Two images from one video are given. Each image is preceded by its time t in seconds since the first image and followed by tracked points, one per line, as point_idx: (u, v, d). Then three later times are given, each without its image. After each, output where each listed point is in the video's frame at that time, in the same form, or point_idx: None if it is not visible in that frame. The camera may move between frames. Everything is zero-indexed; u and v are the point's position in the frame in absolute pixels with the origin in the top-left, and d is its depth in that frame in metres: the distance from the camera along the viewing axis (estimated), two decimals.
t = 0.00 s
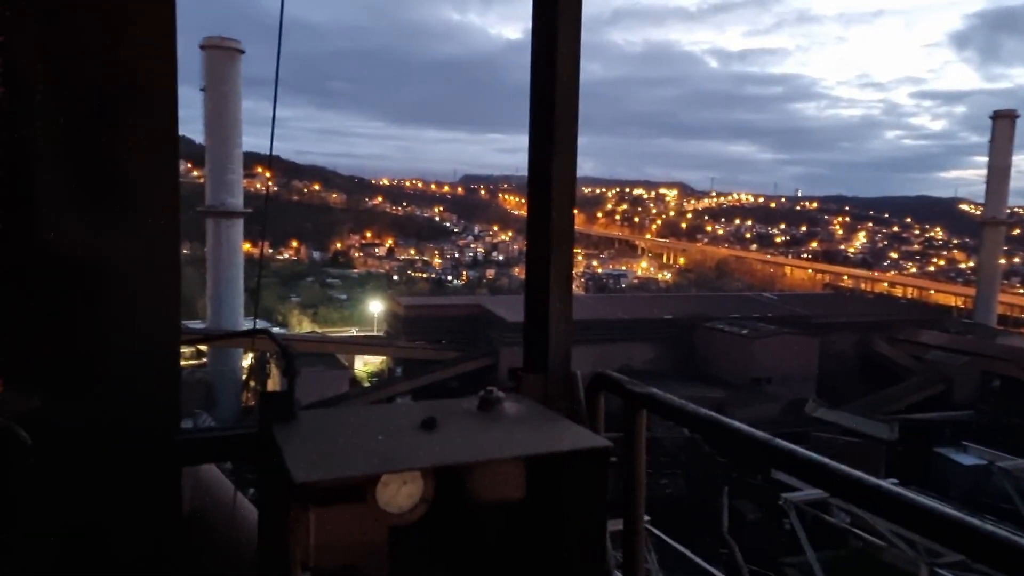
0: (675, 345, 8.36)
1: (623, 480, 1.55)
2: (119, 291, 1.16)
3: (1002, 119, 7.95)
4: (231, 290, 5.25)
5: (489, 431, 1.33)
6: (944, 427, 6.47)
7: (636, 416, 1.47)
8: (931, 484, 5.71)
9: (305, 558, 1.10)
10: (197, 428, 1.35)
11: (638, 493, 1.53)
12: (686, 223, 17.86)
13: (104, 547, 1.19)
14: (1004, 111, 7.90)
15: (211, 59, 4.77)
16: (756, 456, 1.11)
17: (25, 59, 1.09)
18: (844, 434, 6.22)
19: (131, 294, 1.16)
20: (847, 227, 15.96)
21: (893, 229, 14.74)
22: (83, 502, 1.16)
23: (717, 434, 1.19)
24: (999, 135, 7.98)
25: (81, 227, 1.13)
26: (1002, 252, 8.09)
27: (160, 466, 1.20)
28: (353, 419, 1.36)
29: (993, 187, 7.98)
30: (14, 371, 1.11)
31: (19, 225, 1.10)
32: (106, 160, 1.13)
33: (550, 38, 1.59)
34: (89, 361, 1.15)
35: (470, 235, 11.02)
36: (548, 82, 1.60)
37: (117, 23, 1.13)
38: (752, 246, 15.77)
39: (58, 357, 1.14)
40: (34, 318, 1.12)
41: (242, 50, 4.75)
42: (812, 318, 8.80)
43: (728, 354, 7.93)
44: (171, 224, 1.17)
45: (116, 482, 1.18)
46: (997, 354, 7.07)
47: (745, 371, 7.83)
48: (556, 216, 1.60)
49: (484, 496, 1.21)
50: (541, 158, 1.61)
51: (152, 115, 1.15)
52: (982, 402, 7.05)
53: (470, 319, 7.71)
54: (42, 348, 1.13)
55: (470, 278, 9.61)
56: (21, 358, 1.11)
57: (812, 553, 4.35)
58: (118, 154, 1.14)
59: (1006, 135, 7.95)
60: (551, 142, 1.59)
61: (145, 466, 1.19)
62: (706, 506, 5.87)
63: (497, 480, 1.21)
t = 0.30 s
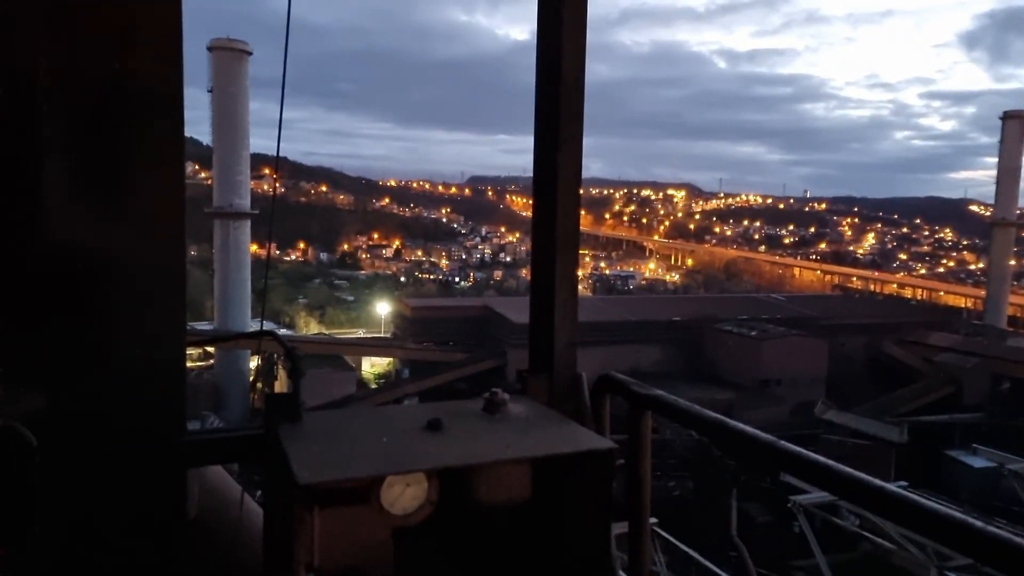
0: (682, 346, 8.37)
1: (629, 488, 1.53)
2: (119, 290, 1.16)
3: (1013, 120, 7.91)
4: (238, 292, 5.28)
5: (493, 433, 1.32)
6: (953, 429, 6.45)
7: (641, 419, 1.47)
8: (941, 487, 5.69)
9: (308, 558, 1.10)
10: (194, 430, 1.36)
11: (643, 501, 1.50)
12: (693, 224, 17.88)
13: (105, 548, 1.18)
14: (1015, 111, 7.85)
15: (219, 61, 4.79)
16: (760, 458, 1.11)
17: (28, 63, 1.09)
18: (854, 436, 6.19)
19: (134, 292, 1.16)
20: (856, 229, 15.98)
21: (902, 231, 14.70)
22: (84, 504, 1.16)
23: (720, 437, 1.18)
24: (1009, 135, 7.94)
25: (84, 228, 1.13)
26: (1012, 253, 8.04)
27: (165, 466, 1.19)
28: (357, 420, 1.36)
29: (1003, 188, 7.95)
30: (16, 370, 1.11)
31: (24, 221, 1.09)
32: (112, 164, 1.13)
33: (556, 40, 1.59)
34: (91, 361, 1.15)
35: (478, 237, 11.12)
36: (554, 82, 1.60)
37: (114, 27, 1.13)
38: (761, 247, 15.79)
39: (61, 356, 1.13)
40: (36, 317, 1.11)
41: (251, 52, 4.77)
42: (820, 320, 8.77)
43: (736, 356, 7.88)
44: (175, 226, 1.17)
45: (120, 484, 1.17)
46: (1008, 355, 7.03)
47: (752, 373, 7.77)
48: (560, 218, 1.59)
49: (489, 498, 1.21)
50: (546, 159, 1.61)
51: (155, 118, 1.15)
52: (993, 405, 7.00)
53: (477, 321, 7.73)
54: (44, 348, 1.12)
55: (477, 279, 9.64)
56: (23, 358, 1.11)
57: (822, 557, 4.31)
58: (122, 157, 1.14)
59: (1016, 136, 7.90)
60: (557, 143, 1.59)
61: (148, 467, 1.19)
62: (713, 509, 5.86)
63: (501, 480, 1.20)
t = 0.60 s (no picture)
0: (685, 348, 8.38)
1: (629, 490, 1.52)
2: (119, 292, 1.17)
3: (1015, 121, 7.89)
4: (241, 294, 5.29)
5: (492, 434, 1.33)
6: (958, 431, 6.46)
7: (640, 421, 1.47)
8: (944, 489, 5.69)
9: (308, 563, 1.09)
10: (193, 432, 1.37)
11: (643, 501, 1.50)
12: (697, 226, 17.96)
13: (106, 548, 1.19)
14: (1016, 112, 7.83)
15: (221, 63, 4.81)
16: (757, 460, 1.11)
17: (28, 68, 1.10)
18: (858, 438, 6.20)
19: (134, 295, 1.18)
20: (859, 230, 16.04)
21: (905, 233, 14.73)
22: (86, 503, 1.17)
23: (717, 437, 1.18)
24: (1011, 137, 7.94)
25: (83, 228, 1.15)
26: (1015, 255, 8.03)
27: (168, 466, 1.21)
28: (355, 422, 1.37)
29: (1006, 189, 7.96)
30: (18, 373, 1.11)
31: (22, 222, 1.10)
32: (111, 166, 1.15)
33: (555, 40, 1.59)
34: (92, 362, 1.16)
35: (482, 238, 11.15)
36: (551, 86, 1.61)
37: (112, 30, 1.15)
38: (764, 249, 15.81)
39: (64, 358, 1.14)
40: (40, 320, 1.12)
41: (253, 53, 4.79)
42: (823, 322, 8.77)
43: (739, 358, 7.88)
44: (173, 227, 1.19)
45: (121, 484, 1.19)
46: (1012, 357, 7.04)
47: (755, 374, 7.77)
48: (559, 218, 1.60)
49: (488, 499, 1.21)
50: (546, 160, 1.62)
51: (154, 120, 1.17)
52: (997, 406, 6.98)
53: (480, 322, 7.74)
54: (46, 350, 1.13)
55: (481, 280, 9.66)
56: (26, 362, 1.11)
57: (826, 559, 4.28)
58: (121, 159, 1.16)
59: (1019, 138, 7.91)
60: (555, 146, 1.60)
61: (149, 464, 1.20)
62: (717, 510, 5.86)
63: (500, 480, 1.21)
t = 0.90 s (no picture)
0: (687, 349, 8.39)
1: (627, 490, 1.53)
2: (116, 290, 1.17)
3: (1015, 123, 7.89)
4: (242, 295, 5.29)
5: (491, 434, 1.33)
6: (958, 431, 6.47)
7: (638, 420, 1.47)
8: (944, 489, 5.70)
9: (304, 562, 1.11)
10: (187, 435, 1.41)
11: (641, 500, 1.51)
12: (698, 227, 17.99)
13: (105, 550, 1.18)
14: (1017, 113, 7.83)
15: (222, 64, 4.82)
16: (759, 460, 1.10)
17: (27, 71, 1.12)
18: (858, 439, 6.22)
19: (132, 293, 1.17)
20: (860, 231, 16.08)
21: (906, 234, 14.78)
22: (84, 503, 1.16)
23: (719, 437, 1.18)
24: (1012, 138, 7.94)
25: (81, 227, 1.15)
26: (1015, 256, 8.04)
27: (168, 465, 1.20)
28: (353, 422, 1.38)
29: (1006, 190, 7.97)
30: (16, 375, 1.13)
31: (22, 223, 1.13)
32: (108, 168, 1.14)
33: (553, 38, 1.60)
34: (90, 361, 1.16)
35: (483, 240, 11.17)
36: (550, 84, 1.61)
37: (113, 31, 1.14)
38: (764, 250, 15.83)
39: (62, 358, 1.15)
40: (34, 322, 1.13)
41: (253, 54, 4.81)
42: (824, 322, 8.78)
43: (740, 359, 7.89)
44: (172, 227, 1.17)
45: (118, 484, 1.18)
46: (1012, 358, 7.06)
47: (756, 375, 7.79)
48: (558, 217, 1.60)
49: (486, 498, 1.22)
50: (544, 159, 1.62)
51: (152, 117, 1.16)
52: (997, 407, 7.00)
53: (481, 323, 7.74)
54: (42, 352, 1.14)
55: (482, 282, 9.66)
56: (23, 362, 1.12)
57: (826, 559, 4.27)
58: (117, 162, 1.15)
59: (1020, 139, 7.91)
60: (553, 145, 1.61)
61: (147, 464, 1.19)
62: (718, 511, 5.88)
63: (498, 479, 1.22)
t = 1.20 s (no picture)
0: (687, 349, 8.41)
1: (625, 490, 1.55)
2: (114, 292, 1.18)
3: (1013, 124, 7.91)
4: (242, 297, 5.31)
5: (487, 435, 1.35)
6: (957, 432, 6.49)
7: (635, 421, 1.49)
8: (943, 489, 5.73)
9: (301, 563, 1.13)
10: (186, 435, 1.43)
11: (639, 501, 1.53)
12: (698, 228, 18.01)
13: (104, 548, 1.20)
14: (1015, 115, 7.85)
15: (221, 65, 4.85)
16: (756, 461, 1.12)
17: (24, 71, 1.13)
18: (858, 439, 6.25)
19: (129, 295, 1.19)
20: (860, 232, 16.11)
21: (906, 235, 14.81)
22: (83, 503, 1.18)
23: (716, 437, 1.20)
24: (1011, 139, 7.96)
25: (78, 229, 1.16)
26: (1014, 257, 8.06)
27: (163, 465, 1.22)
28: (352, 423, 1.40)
29: (1005, 190, 7.99)
30: (15, 376, 1.14)
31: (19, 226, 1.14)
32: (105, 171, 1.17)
33: (550, 40, 1.62)
34: (87, 360, 1.18)
35: (483, 241, 11.18)
36: (546, 86, 1.63)
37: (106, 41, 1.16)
38: (765, 252, 15.84)
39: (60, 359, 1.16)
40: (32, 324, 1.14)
41: (253, 56, 4.83)
42: (824, 323, 8.80)
43: (740, 359, 7.91)
44: (168, 229, 1.19)
45: (111, 484, 1.20)
46: (1010, 358, 7.09)
47: (756, 376, 7.81)
48: (556, 218, 1.63)
49: (483, 498, 1.24)
50: (541, 160, 1.65)
51: (149, 118, 1.18)
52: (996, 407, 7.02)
53: (482, 325, 7.77)
54: (40, 354, 1.15)
55: (483, 283, 9.68)
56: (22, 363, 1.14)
57: (827, 559, 4.28)
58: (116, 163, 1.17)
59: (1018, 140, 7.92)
60: (550, 146, 1.63)
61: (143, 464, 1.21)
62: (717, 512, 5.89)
63: (495, 480, 1.24)
